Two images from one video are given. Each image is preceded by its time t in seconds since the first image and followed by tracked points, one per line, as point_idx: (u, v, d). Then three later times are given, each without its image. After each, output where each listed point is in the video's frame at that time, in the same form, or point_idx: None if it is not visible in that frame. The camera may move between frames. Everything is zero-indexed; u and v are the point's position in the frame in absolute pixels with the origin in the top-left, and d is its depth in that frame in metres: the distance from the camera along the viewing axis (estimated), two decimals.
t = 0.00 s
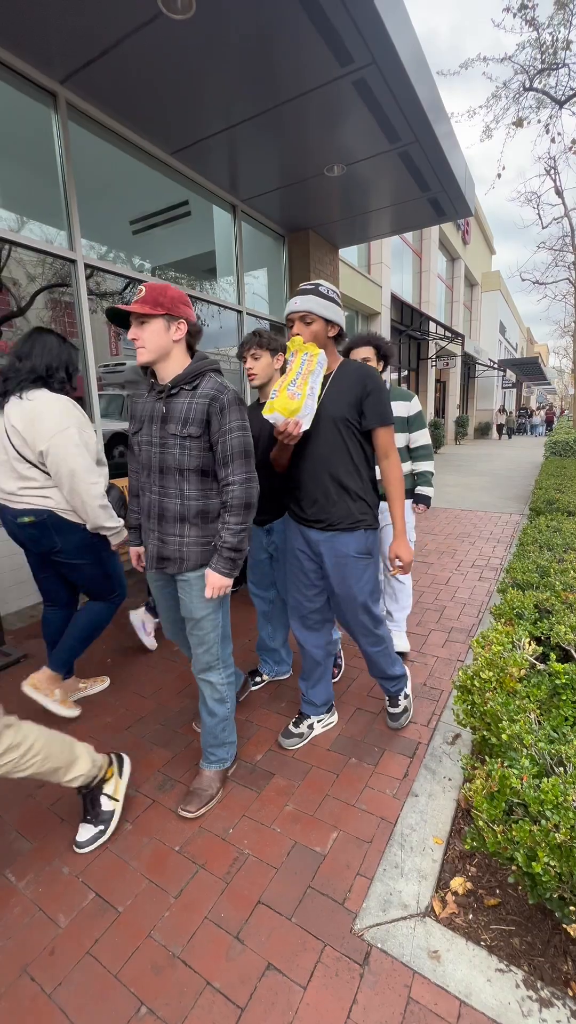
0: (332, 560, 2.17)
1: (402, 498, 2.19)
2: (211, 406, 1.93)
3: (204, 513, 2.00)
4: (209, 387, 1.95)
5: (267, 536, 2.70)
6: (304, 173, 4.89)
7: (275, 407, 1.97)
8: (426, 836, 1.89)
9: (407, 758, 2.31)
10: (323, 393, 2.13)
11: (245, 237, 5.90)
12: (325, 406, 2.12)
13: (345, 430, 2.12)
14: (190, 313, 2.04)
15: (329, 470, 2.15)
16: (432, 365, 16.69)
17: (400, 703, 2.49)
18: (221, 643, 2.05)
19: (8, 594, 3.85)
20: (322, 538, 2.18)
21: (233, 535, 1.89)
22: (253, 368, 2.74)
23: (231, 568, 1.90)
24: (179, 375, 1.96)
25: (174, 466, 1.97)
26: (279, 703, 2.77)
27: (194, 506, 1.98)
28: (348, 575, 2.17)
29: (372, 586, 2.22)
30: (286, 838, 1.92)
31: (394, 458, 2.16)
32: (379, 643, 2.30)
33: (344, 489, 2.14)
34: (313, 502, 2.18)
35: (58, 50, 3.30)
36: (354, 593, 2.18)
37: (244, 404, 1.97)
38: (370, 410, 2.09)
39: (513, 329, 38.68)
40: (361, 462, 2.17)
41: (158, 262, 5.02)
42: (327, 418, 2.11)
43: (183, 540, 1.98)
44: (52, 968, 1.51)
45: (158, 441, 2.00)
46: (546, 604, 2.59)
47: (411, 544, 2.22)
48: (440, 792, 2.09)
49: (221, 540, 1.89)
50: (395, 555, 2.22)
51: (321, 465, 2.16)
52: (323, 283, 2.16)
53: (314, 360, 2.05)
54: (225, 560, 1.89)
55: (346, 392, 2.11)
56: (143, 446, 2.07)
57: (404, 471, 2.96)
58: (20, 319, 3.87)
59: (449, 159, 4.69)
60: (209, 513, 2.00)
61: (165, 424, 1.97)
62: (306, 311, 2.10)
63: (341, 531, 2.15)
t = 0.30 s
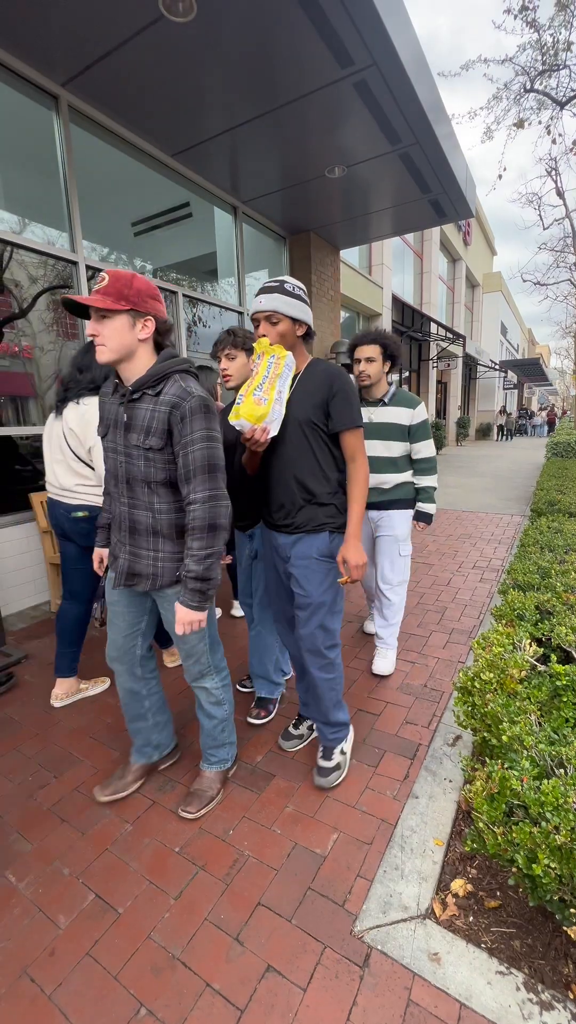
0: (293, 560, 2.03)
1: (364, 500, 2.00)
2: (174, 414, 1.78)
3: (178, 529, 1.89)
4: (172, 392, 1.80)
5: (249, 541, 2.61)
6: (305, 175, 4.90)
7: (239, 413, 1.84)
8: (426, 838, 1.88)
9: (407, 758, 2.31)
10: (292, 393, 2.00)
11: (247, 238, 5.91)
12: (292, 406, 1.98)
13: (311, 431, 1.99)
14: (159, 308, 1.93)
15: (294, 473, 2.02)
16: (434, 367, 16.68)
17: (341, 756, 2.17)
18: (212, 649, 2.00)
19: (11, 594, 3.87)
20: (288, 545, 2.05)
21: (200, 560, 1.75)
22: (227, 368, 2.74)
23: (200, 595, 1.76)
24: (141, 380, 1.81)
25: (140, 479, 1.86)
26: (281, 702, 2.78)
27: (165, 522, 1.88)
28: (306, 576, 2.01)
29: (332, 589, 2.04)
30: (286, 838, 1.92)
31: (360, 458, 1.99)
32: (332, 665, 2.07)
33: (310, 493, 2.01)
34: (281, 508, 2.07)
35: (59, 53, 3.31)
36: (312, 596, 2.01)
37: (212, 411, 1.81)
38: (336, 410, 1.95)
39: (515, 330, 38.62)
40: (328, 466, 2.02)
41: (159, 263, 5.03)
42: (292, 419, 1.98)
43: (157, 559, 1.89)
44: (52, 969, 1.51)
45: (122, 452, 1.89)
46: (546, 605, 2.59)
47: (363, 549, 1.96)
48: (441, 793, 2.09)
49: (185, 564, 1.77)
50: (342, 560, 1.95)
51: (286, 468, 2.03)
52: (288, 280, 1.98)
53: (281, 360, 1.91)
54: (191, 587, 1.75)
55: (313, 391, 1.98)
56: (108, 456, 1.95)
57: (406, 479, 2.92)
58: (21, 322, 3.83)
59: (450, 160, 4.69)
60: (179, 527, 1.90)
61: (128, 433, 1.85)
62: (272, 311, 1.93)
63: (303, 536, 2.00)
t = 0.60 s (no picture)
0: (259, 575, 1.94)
1: (342, 517, 1.97)
2: (86, 414, 1.58)
3: (108, 542, 1.70)
4: (82, 390, 1.59)
5: (224, 550, 2.44)
6: (307, 176, 4.91)
7: (209, 420, 1.76)
8: (427, 840, 1.88)
9: (408, 759, 2.31)
10: (265, 398, 1.90)
11: (248, 239, 5.91)
12: (263, 413, 1.89)
13: (283, 442, 1.89)
14: (63, 309, 1.70)
15: (263, 483, 1.92)
16: (435, 368, 16.66)
17: (255, 804, 1.94)
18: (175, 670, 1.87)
19: (12, 593, 3.88)
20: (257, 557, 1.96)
21: (130, 570, 1.58)
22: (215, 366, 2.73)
23: (135, 608, 1.60)
24: (47, 381, 1.60)
25: (59, 492, 1.65)
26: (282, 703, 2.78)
27: (93, 538, 1.68)
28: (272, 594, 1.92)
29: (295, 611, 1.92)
30: (286, 839, 1.92)
31: (336, 474, 1.94)
32: (286, 691, 1.95)
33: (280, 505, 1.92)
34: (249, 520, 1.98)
35: (61, 55, 3.32)
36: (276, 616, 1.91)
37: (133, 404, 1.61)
38: (309, 420, 1.86)
39: (516, 330, 38.58)
40: (300, 478, 1.93)
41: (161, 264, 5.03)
42: (262, 426, 1.89)
43: (88, 581, 1.70)
44: (52, 970, 1.51)
45: (36, 465, 1.66)
46: (548, 606, 2.59)
47: (346, 571, 1.99)
48: (441, 794, 2.08)
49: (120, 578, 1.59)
50: (328, 585, 2.00)
51: (255, 478, 1.94)
52: (263, 276, 1.89)
53: (253, 363, 1.83)
54: (124, 600, 1.59)
55: (284, 398, 1.89)
56: (20, 471, 1.72)
57: (405, 485, 2.84)
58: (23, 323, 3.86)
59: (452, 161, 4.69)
60: (110, 540, 1.69)
61: (40, 443, 1.63)
62: (245, 312, 1.85)
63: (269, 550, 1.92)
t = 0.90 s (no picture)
0: (222, 592, 1.78)
1: (309, 539, 1.76)
2: None
3: None
4: None
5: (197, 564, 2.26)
6: (309, 177, 4.91)
7: (163, 414, 1.54)
8: (428, 842, 1.87)
9: (409, 760, 2.31)
10: (231, 397, 1.70)
11: (250, 240, 5.92)
12: (226, 414, 1.70)
13: (247, 446, 1.69)
14: None
15: (223, 491, 1.75)
16: (438, 368, 16.65)
17: (249, 810, 1.94)
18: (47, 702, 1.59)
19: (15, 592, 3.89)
20: (215, 571, 1.80)
21: (50, 561, 1.43)
22: (183, 362, 2.45)
23: (58, 601, 1.45)
24: None
25: None
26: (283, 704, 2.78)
27: None
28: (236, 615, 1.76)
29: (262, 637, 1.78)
30: (287, 841, 1.91)
31: (303, 490, 1.71)
32: (267, 714, 1.87)
33: (240, 519, 1.74)
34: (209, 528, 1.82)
35: (63, 56, 3.33)
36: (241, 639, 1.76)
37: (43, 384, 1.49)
38: (274, 427, 1.65)
39: (518, 331, 38.52)
40: (264, 489, 1.73)
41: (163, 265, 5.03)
42: (226, 429, 1.69)
43: None
44: (52, 970, 1.51)
45: None
46: (549, 608, 2.58)
47: (314, 599, 1.77)
48: (442, 796, 2.08)
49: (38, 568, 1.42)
50: (292, 614, 1.77)
51: (217, 487, 1.77)
52: (239, 255, 1.69)
53: (221, 355, 1.62)
54: (46, 595, 1.43)
55: (250, 399, 1.67)
56: None
57: (394, 491, 2.64)
58: (26, 323, 3.86)
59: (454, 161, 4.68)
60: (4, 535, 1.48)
61: None
62: (214, 293, 1.64)
63: (232, 566, 1.75)
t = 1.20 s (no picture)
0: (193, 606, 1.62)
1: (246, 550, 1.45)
2: None
3: None
4: None
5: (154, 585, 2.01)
6: (311, 177, 4.90)
7: (116, 419, 1.36)
8: (428, 842, 1.88)
9: (411, 761, 2.31)
10: (192, 396, 1.52)
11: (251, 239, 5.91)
12: (187, 415, 1.52)
13: (211, 450, 1.52)
14: None
15: (189, 501, 1.58)
16: (440, 369, 16.64)
17: (250, 810, 1.94)
18: None
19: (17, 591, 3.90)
20: (185, 589, 1.63)
21: None
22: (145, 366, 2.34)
23: None
24: None
25: None
26: (283, 704, 2.78)
27: None
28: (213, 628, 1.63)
29: (245, 648, 1.67)
30: (288, 841, 1.91)
31: (254, 503, 1.45)
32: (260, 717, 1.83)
33: (210, 530, 1.58)
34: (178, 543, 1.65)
35: (66, 56, 3.33)
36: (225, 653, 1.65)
37: None
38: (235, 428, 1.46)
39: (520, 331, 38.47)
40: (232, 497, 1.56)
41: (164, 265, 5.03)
42: (188, 433, 1.52)
43: None
44: (53, 969, 1.51)
45: None
46: (551, 609, 2.58)
47: (215, 622, 1.38)
48: (443, 797, 2.08)
49: None
50: (186, 634, 1.38)
51: (183, 496, 1.59)
52: (191, 236, 1.49)
53: (177, 348, 1.43)
54: None
55: (211, 398, 1.50)
56: None
57: (374, 490, 2.51)
58: (28, 323, 3.86)
59: (457, 161, 4.68)
60: None
61: None
62: (165, 281, 1.43)
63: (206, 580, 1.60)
